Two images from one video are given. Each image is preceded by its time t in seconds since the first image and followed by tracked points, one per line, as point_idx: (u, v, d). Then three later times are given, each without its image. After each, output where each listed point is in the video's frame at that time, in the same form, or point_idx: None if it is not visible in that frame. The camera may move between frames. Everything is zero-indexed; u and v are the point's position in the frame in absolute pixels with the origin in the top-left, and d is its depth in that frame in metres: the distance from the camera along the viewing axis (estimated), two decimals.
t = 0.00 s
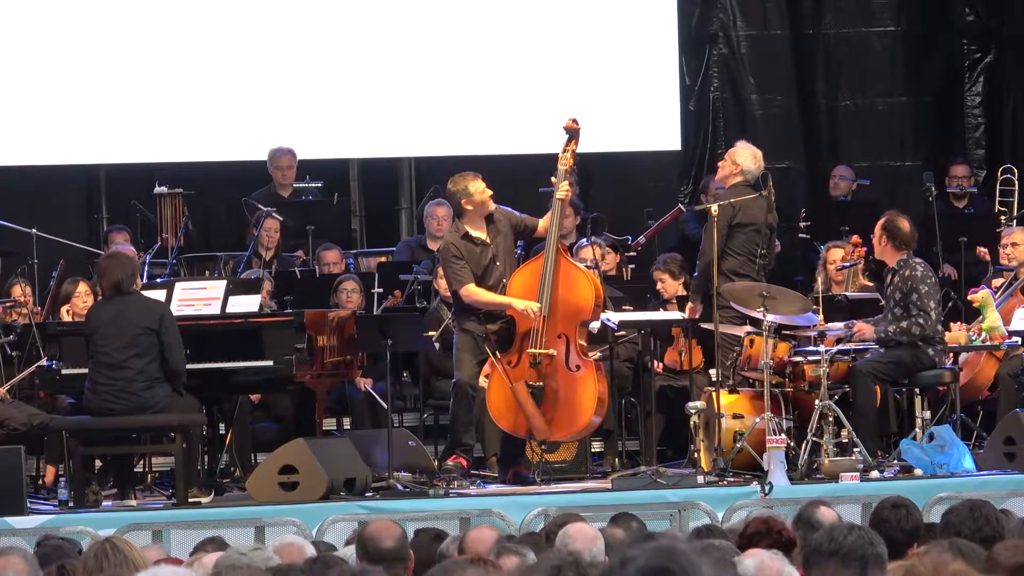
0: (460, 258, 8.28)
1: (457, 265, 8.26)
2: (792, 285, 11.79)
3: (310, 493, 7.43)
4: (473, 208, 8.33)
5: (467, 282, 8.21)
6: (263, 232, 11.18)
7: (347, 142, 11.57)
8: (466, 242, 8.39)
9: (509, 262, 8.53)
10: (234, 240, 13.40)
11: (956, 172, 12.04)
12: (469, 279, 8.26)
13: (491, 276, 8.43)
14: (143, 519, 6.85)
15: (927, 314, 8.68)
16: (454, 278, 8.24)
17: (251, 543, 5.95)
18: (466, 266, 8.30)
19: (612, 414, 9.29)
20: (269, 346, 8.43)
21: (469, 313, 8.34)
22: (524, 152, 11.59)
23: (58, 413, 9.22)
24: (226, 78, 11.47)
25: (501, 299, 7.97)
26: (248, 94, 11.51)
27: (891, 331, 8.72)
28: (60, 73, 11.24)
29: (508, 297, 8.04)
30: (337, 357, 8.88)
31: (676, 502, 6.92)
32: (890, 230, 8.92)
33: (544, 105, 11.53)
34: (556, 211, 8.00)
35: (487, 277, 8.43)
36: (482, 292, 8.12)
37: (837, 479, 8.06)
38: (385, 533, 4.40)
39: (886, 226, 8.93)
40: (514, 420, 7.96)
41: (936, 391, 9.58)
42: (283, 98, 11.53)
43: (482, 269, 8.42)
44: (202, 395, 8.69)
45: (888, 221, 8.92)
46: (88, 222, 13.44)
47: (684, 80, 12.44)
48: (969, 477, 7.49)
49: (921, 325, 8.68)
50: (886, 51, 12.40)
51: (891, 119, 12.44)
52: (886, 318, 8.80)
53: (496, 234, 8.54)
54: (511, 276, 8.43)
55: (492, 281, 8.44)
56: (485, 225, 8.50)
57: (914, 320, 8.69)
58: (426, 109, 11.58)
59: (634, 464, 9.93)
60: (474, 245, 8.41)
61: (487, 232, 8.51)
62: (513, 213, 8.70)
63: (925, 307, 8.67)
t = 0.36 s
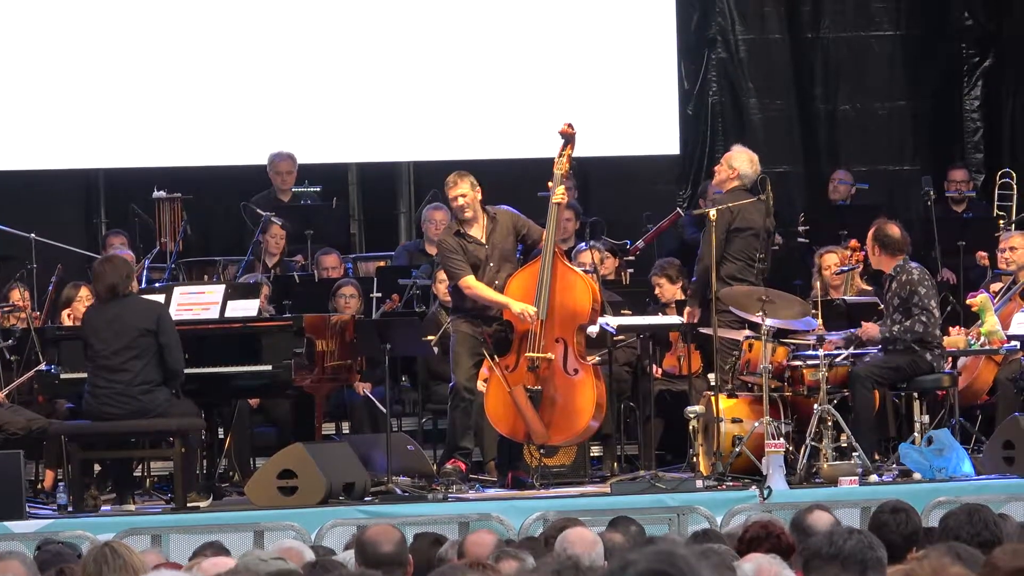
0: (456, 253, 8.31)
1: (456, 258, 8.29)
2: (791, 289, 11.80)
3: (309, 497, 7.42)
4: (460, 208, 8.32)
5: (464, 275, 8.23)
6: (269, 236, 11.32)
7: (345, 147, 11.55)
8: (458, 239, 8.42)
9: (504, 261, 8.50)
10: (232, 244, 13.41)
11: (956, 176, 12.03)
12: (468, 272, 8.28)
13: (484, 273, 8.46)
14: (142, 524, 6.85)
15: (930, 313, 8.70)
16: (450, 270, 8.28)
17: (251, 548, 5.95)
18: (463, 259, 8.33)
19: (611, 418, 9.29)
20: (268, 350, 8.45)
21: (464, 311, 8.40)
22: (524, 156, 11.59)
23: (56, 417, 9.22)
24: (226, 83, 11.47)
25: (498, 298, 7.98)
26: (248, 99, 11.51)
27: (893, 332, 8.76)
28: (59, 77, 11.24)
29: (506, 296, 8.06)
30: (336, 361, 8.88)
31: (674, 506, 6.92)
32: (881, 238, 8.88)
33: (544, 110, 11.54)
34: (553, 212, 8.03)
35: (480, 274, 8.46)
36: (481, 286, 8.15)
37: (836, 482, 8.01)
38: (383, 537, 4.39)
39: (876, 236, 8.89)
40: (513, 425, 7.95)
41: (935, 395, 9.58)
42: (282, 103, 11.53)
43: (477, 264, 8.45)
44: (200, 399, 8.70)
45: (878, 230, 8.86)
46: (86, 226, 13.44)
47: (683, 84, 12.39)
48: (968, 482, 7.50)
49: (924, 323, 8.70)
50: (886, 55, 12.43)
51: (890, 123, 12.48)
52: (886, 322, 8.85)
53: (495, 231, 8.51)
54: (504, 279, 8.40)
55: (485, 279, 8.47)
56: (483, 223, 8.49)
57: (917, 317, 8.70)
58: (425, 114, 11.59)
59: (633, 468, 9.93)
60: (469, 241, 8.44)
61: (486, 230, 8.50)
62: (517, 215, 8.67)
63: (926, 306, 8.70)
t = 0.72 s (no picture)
0: (460, 255, 8.30)
1: (457, 260, 8.28)
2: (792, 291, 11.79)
3: (310, 498, 7.44)
4: (473, 202, 8.34)
5: (462, 278, 8.24)
6: (275, 240, 11.12)
7: (345, 149, 11.54)
8: (467, 238, 8.40)
9: (511, 260, 8.48)
10: (233, 246, 13.41)
11: (956, 177, 12.04)
12: (467, 276, 8.28)
13: (489, 274, 8.43)
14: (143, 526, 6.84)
15: (928, 314, 8.69)
16: (451, 274, 8.27)
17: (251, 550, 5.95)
18: (465, 262, 8.31)
19: (611, 420, 9.29)
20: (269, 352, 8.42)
21: (468, 314, 8.34)
22: (525, 158, 11.59)
23: (57, 419, 9.23)
24: (226, 85, 11.47)
25: (494, 301, 8.02)
26: (248, 101, 11.50)
27: (892, 332, 8.72)
28: (59, 79, 11.25)
29: (502, 299, 8.09)
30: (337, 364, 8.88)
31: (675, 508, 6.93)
32: (891, 235, 8.89)
33: (544, 111, 11.54)
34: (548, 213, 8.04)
35: (485, 275, 8.44)
36: (476, 290, 8.17)
37: (837, 484, 7.99)
38: (384, 539, 4.39)
39: (888, 230, 8.90)
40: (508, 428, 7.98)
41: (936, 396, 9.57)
42: (283, 105, 11.53)
43: (482, 265, 8.42)
44: (201, 402, 8.70)
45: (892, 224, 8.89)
46: (87, 228, 13.43)
47: (683, 86, 12.44)
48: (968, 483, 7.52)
49: (921, 325, 8.68)
50: (886, 57, 12.43)
51: (891, 125, 12.48)
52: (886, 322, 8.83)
53: (499, 231, 8.49)
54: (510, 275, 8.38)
55: (489, 279, 8.44)
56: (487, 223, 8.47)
57: (915, 319, 8.69)
58: (426, 116, 11.58)
59: (634, 470, 9.93)
60: (475, 241, 8.41)
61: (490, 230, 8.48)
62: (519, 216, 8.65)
63: (925, 306, 8.69)
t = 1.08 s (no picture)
0: (464, 256, 8.33)
1: (461, 261, 8.31)
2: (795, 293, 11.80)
3: (313, 503, 7.43)
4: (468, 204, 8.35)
5: (465, 279, 8.25)
6: (280, 243, 11.14)
7: (350, 151, 11.55)
8: (471, 239, 8.40)
9: (515, 262, 8.48)
10: (237, 249, 13.42)
11: (960, 180, 12.04)
12: (471, 276, 8.29)
13: (492, 276, 8.44)
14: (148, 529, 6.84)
15: (931, 322, 8.66)
16: (455, 274, 8.29)
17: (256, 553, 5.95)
18: (468, 263, 8.33)
19: (616, 422, 9.29)
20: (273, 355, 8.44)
21: (474, 316, 8.35)
22: (529, 160, 11.59)
23: (62, 422, 9.24)
24: (230, 88, 11.47)
25: (493, 300, 8.02)
26: (252, 104, 11.51)
27: (892, 338, 8.72)
28: (63, 80, 11.26)
29: (505, 300, 8.09)
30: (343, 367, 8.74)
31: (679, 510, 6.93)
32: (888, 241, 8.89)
33: (548, 113, 11.54)
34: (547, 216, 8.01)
35: (488, 277, 8.44)
36: (479, 291, 8.15)
37: (841, 486, 8.02)
38: (389, 542, 4.39)
39: (882, 239, 8.89)
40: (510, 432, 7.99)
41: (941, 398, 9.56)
42: (287, 108, 11.52)
43: (485, 266, 8.43)
44: (205, 404, 8.71)
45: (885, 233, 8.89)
46: (91, 231, 13.44)
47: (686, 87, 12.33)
48: (973, 485, 7.50)
49: (924, 333, 8.67)
50: (890, 59, 12.43)
51: (896, 127, 12.47)
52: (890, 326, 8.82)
53: (504, 233, 8.49)
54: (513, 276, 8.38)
55: (492, 281, 8.44)
56: (492, 224, 8.47)
57: (917, 327, 8.68)
58: (429, 118, 11.58)
59: (639, 472, 9.93)
60: (480, 241, 8.42)
61: (494, 231, 8.49)
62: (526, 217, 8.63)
63: (927, 316, 8.66)
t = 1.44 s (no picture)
0: (466, 259, 8.33)
1: (463, 264, 8.31)
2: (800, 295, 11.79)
3: (318, 505, 7.44)
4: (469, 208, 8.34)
5: (468, 282, 8.25)
6: (284, 247, 11.16)
7: (354, 153, 11.56)
8: (472, 243, 8.40)
9: (516, 265, 8.48)
10: (241, 251, 13.43)
11: (965, 181, 12.04)
12: (474, 279, 8.30)
13: (495, 278, 8.44)
14: (153, 532, 6.85)
15: (941, 320, 8.67)
16: (458, 277, 8.29)
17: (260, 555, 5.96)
18: (471, 266, 8.33)
19: (620, 424, 9.29)
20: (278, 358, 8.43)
21: (476, 318, 8.33)
22: (533, 162, 11.60)
23: (67, 425, 9.25)
24: (234, 91, 11.48)
25: (498, 304, 8.02)
26: (256, 107, 11.52)
27: (904, 340, 8.74)
28: (68, 82, 11.27)
29: (508, 300, 8.09)
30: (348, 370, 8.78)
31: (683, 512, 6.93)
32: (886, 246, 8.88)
33: (553, 115, 11.55)
34: (551, 218, 8.01)
35: (490, 279, 8.45)
36: (483, 293, 8.16)
37: (845, 489, 8.05)
38: (393, 544, 4.39)
39: (885, 241, 8.88)
40: (514, 434, 8.01)
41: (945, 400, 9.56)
42: (291, 111, 11.54)
43: (487, 269, 8.43)
44: (210, 407, 8.72)
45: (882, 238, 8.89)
46: (95, 234, 13.46)
47: (691, 90, 12.37)
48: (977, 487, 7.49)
49: (935, 331, 8.67)
50: (894, 61, 12.41)
51: (900, 129, 12.46)
52: (897, 330, 8.84)
53: (506, 235, 8.49)
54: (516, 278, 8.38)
55: (495, 283, 8.44)
56: (494, 228, 8.48)
57: (928, 326, 8.67)
58: (434, 121, 11.59)
59: (643, 474, 9.93)
60: (480, 245, 8.41)
61: (496, 234, 8.49)
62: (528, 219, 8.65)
63: (937, 314, 8.67)
